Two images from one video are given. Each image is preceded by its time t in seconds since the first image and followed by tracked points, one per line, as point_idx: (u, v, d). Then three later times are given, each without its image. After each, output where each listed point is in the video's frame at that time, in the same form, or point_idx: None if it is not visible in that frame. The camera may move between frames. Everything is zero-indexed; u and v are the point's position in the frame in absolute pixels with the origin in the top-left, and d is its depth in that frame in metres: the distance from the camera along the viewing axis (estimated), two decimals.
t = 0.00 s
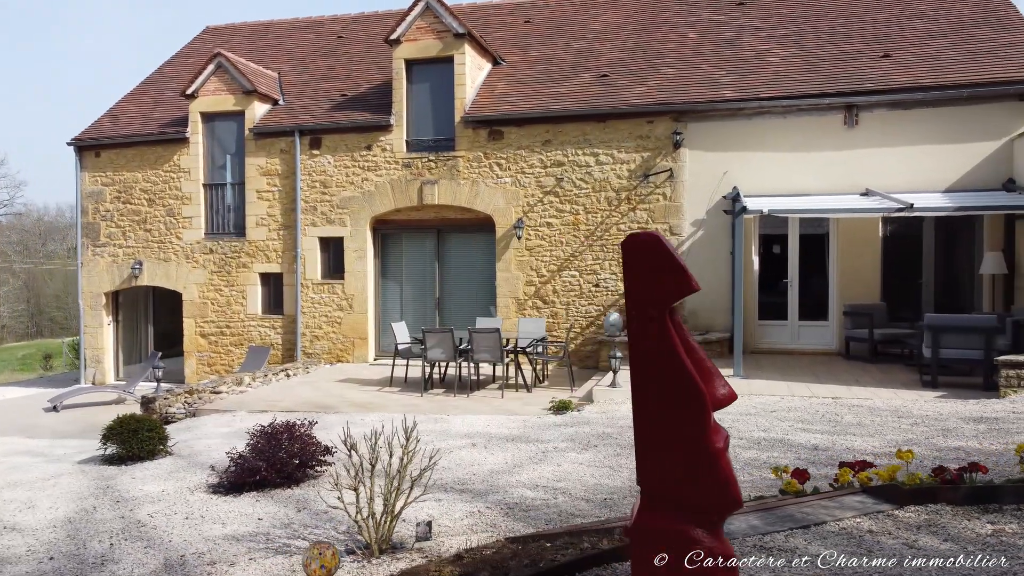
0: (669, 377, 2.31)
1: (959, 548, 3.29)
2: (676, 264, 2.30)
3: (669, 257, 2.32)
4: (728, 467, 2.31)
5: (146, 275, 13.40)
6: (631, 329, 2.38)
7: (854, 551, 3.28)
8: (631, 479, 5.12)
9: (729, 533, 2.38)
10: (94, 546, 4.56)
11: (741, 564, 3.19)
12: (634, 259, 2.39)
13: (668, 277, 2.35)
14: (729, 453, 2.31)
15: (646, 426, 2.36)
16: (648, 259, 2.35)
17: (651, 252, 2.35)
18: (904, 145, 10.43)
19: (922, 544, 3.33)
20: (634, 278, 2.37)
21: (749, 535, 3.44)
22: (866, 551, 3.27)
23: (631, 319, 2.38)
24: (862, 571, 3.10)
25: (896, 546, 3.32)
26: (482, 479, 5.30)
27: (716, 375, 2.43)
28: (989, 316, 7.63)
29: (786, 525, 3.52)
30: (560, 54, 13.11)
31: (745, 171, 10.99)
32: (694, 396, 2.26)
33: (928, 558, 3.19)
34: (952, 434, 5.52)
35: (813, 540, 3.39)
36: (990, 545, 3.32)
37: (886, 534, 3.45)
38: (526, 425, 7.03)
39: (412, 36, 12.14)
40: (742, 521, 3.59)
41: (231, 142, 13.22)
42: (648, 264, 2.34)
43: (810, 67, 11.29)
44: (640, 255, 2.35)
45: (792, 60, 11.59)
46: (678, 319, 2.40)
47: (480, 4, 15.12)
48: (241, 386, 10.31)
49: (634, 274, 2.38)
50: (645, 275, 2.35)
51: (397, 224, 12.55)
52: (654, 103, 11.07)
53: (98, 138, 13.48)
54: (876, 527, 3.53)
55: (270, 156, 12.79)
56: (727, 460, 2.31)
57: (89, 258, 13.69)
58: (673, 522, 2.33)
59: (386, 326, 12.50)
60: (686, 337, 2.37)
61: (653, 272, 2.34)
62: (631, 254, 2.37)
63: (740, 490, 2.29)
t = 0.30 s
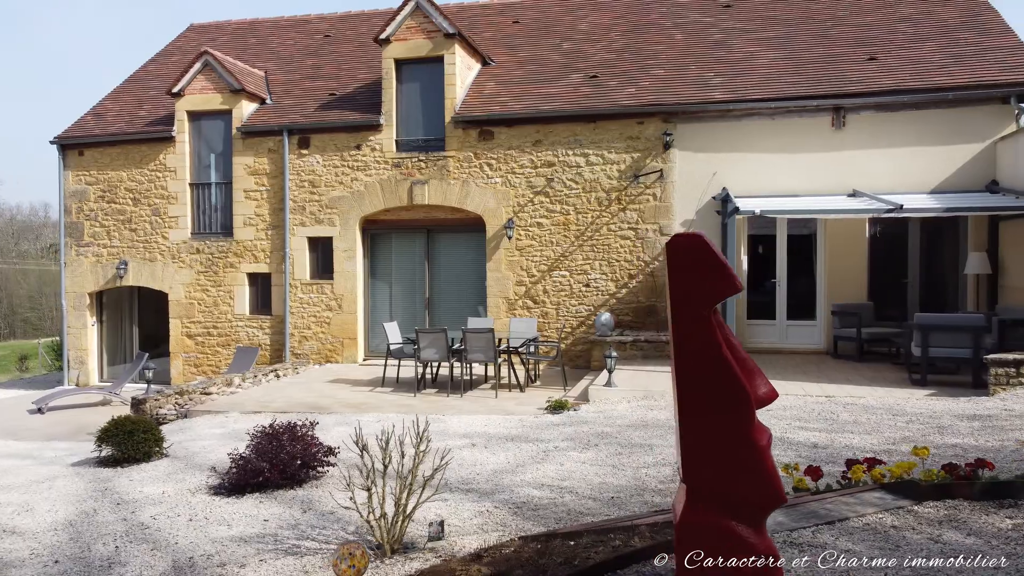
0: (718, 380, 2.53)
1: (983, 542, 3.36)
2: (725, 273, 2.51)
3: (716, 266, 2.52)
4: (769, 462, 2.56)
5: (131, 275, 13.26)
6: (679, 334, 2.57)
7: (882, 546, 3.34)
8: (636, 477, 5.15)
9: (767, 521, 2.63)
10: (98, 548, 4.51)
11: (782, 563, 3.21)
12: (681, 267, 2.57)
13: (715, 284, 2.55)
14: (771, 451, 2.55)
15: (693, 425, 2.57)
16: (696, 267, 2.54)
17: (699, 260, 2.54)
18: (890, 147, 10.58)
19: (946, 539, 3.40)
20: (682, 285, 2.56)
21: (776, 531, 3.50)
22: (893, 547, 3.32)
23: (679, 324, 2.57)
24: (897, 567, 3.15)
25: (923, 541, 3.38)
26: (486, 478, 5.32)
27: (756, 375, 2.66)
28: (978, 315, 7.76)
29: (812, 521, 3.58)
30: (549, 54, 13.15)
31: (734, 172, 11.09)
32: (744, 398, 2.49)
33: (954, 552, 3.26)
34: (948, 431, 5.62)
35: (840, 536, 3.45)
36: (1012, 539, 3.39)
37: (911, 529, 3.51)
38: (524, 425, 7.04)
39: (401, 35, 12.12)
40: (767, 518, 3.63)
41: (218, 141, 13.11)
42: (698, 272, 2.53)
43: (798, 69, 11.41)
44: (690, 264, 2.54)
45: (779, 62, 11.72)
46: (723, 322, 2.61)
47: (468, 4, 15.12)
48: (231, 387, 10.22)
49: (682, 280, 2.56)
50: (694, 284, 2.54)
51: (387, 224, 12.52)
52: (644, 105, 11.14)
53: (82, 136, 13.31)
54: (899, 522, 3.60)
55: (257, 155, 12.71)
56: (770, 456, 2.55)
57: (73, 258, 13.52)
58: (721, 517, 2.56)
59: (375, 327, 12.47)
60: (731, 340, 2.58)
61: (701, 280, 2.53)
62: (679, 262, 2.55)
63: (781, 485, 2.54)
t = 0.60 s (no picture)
0: (770, 378, 2.58)
1: (1013, 536, 3.44)
2: (776, 272, 2.59)
3: (768, 265, 2.60)
4: (819, 460, 2.60)
5: (122, 276, 13.15)
6: (731, 332, 2.62)
7: (917, 540, 3.41)
8: (646, 475, 5.19)
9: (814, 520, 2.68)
10: (112, 550, 4.49)
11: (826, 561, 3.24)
12: (732, 266, 2.64)
13: (764, 283, 2.63)
14: (822, 448, 2.60)
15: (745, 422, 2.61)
16: (748, 266, 2.61)
17: (750, 259, 2.62)
18: (882, 149, 10.70)
19: (977, 534, 3.48)
20: (733, 284, 2.62)
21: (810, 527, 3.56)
22: (928, 542, 3.39)
23: (730, 323, 2.62)
24: (936, 561, 3.21)
25: (955, 535, 3.46)
26: (497, 477, 5.34)
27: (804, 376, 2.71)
28: (972, 314, 7.86)
29: (843, 517, 3.64)
30: (543, 55, 13.18)
31: (729, 172, 11.17)
32: (798, 394, 2.55)
33: (989, 545, 3.34)
34: (949, 429, 5.71)
35: (874, 532, 3.51)
36: None
37: (941, 525, 3.58)
38: (528, 425, 7.07)
39: (395, 35, 12.09)
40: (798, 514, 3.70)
41: (210, 140, 13.03)
42: (750, 270, 2.60)
43: (791, 71, 11.52)
44: (741, 263, 2.60)
45: (772, 64, 11.82)
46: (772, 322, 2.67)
47: (461, 4, 15.12)
48: (227, 388, 10.17)
49: (732, 280, 2.62)
50: (746, 282, 2.60)
51: (381, 224, 12.50)
52: (639, 105, 11.20)
53: (71, 135, 13.18)
54: (928, 517, 3.66)
55: (250, 154, 12.64)
56: (821, 454, 2.60)
57: (62, 258, 13.39)
58: (775, 515, 2.59)
59: (370, 327, 12.45)
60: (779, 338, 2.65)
61: (753, 279, 2.60)
62: (731, 261, 2.62)
63: (831, 482, 2.59)
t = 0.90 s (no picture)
0: (833, 375, 2.63)
1: None
2: (837, 271, 2.63)
3: (829, 264, 2.64)
4: (881, 456, 2.65)
5: (126, 275, 13.12)
6: (794, 332, 2.66)
7: (965, 535, 3.46)
8: (668, 474, 5.22)
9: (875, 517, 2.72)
10: (138, 549, 4.49)
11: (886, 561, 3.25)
12: (792, 266, 2.68)
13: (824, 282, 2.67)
14: (883, 444, 2.65)
15: (809, 420, 2.65)
16: (808, 265, 2.66)
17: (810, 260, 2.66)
18: (887, 149, 10.76)
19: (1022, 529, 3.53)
20: (795, 283, 2.66)
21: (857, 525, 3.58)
22: (977, 538, 3.43)
23: (793, 324, 2.66)
24: (990, 557, 3.26)
25: (1002, 530, 3.52)
26: (518, 476, 5.37)
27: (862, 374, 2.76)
28: (980, 313, 7.94)
29: (888, 514, 3.68)
30: (548, 55, 13.20)
31: (735, 172, 11.21)
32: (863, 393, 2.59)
33: None
34: (965, 428, 5.76)
35: (921, 528, 3.55)
36: None
37: (984, 521, 3.63)
38: (542, 424, 7.10)
39: (401, 35, 12.09)
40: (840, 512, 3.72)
41: (215, 140, 13.00)
42: (811, 271, 2.65)
43: (796, 71, 11.56)
44: (802, 262, 2.65)
45: (777, 65, 11.87)
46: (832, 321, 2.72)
47: (464, 4, 15.13)
48: (234, 387, 10.16)
49: (793, 279, 2.67)
50: (808, 281, 2.65)
51: (387, 223, 12.51)
52: (646, 106, 11.23)
53: (75, 134, 13.14)
54: (971, 514, 3.71)
55: (255, 154, 12.63)
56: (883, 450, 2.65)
57: (65, 258, 13.36)
58: (839, 512, 2.63)
59: (375, 327, 12.46)
60: (839, 338, 2.70)
61: (815, 278, 2.65)
62: (792, 260, 2.66)
63: (894, 478, 2.63)
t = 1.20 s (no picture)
0: (898, 371, 2.54)
1: None
2: (903, 266, 2.54)
3: (893, 258, 2.55)
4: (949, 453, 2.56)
5: (133, 275, 13.11)
6: (860, 328, 2.57)
7: (1016, 532, 3.52)
8: (692, 472, 5.25)
9: (942, 516, 2.64)
10: (169, 548, 4.50)
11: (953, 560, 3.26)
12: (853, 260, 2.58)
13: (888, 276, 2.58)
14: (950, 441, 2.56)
15: (872, 417, 2.56)
16: (872, 260, 2.56)
17: (876, 253, 2.56)
18: (895, 150, 10.80)
19: None
20: (858, 277, 2.56)
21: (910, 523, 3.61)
22: None
23: (858, 320, 2.57)
24: None
25: None
26: (543, 474, 5.40)
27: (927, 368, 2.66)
28: (992, 313, 7.96)
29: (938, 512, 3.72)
30: (556, 55, 13.22)
31: (743, 173, 11.25)
32: (934, 390, 2.50)
33: None
34: (985, 426, 5.80)
35: (972, 526, 3.60)
36: None
37: None
38: (558, 422, 7.12)
39: (409, 35, 12.09)
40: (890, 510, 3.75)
41: (221, 140, 12.99)
42: (878, 264, 2.55)
43: (804, 72, 11.60)
44: (865, 255, 2.55)
45: (785, 65, 11.91)
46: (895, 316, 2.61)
47: (469, 4, 15.14)
48: (245, 387, 10.15)
49: (856, 273, 2.57)
50: (871, 276, 2.55)
51: (395, 223, 12.52)
52: (655, 106, 11.26)
53: (81, 133, 13.11)
54: (1016, 511, 3.76)
55: (262, 154, 12.61)
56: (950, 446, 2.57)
57: (71, 257, 13.34)
58: (906, 510, 2.55)
59: (383, 326, 12.46)
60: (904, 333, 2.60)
61: (878, 274, 2.55)
62: (855, 254, 2.56)
63: (963, 476, 2.54)
